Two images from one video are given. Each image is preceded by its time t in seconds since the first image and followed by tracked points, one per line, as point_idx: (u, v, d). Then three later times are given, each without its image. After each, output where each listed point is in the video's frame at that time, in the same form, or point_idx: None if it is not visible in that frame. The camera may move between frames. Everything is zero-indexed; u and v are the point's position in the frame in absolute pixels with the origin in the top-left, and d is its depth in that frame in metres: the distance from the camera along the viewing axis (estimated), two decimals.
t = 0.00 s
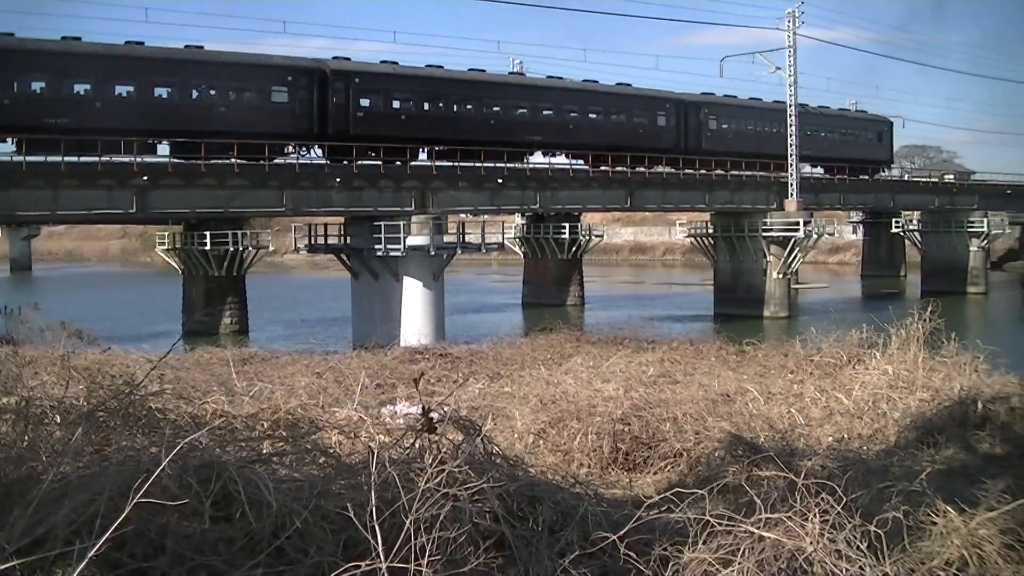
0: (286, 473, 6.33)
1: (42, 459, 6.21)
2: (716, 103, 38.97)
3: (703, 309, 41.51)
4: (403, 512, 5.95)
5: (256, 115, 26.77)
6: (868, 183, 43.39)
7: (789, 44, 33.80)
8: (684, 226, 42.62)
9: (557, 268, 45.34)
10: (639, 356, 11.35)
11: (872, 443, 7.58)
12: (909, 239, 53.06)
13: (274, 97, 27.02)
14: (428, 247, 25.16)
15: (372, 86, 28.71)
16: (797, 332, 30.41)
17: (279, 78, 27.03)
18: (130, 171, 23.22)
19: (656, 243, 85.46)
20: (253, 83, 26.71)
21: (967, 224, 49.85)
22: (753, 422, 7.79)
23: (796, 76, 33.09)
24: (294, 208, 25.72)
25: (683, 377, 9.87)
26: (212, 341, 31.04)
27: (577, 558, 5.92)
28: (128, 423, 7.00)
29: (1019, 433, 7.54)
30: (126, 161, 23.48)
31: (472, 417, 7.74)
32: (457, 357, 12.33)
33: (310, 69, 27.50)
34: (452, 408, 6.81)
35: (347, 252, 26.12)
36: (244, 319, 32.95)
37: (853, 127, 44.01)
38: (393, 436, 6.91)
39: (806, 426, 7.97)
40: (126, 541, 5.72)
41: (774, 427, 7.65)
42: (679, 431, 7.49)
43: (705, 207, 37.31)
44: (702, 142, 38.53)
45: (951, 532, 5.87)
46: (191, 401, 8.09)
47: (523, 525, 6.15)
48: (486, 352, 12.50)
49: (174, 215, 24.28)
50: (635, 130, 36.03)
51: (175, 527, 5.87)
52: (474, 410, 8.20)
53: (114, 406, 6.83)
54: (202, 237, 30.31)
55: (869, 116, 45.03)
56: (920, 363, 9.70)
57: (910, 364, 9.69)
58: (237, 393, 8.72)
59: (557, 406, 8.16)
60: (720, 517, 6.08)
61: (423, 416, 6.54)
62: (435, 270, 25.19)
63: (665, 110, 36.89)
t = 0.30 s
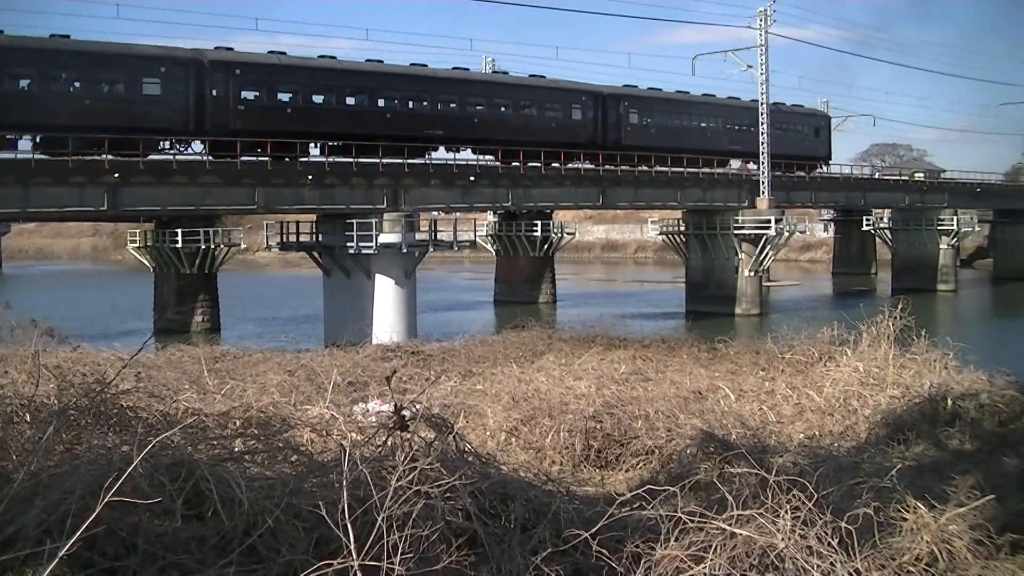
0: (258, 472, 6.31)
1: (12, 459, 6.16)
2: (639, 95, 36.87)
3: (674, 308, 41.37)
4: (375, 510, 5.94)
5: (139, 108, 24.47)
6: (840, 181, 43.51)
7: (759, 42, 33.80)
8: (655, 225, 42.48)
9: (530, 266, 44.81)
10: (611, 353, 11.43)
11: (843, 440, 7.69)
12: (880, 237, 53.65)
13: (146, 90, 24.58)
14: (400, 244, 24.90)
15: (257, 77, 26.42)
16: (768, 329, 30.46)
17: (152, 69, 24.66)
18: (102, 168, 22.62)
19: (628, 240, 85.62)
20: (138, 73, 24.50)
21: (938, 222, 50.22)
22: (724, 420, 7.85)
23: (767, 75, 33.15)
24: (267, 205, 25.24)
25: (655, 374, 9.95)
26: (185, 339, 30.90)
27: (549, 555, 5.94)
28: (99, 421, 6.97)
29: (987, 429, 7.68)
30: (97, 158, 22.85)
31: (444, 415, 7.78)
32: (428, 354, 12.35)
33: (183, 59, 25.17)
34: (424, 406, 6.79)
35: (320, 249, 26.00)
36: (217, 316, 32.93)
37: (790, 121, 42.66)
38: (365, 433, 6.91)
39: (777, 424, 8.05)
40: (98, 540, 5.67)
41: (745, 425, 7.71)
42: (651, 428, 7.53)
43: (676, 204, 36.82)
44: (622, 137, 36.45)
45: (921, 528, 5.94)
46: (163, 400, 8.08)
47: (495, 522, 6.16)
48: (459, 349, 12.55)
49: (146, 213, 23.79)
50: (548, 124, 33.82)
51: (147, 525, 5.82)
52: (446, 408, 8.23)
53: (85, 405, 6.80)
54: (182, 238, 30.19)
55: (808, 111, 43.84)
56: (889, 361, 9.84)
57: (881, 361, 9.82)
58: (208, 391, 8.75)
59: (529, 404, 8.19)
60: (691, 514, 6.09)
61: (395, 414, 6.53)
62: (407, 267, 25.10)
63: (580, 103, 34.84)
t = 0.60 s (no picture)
0: (227, 472, 6.31)
1: None
2: (550, 88, 34.62)
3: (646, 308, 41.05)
4: (344, 509, 5.94)
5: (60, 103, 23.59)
6: (808, 181, 43.71)
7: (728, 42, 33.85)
8: (626, 222, 42.51)
9: (498, 264, 44.65)
10: (578, 353, 11.53)
11: (811, 438, 7.78)
12: (848, 236, 54.00)
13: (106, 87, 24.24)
14: (368, 242, 25.30)
15: (199, 74, 25.91)
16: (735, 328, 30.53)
17: (6, 60, 22.71)
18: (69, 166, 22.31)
19: (597, 240, 85.77)
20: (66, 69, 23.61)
21: (904, 220, 50.02)
22: (692, 418, 7.88)
23: (735, 75, 33.23)
24: (235, 204, 24.91)
25: (623, 373, 10.03)
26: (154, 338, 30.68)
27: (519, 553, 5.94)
28: (66, 421, 6.94)
29: (952, 428, 7.95)
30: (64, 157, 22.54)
31: (413, 414, 7.80)
32: (396, 353, 12.37)
33: (121, 55, 24.42)
34: (393, 405, 6.79)
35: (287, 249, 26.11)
36: (186, 315, 32.80)
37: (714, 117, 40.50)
38: (333, 432, 6.92)
39: (746, 422, 8.10)
40: (65, 541, 5.64)
41: (713, 423, 7.76)
42: (619, 426, 7.57)
43: (644, 204, 36.74)
44: (533, 132, 34.16)
45: (887, 525, 5.99)
46: (132, 400, 8.07)
47: (464, 521, 6.16)
48: (427, 349, 12.59)
49: (115, 212, 23.43)
50: (450, 119, 31.52)
51: (115, 526, 5.80)
52: (415, 407, 8.26)
53: (53, 405, 6.78)
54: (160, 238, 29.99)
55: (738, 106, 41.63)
56: (856, 359, 9.95)
57: (848, 359, 9.95)
58: (177, 391, 8.77)
59: (498, 402, 8.21)
60: (660, 512, 6.12)
61: (364, 413, 6.52)
62: (374, 266, 25.54)
63: (487, 96, 32.59)
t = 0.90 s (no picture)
0: (198, 473, 6.29)
1: None
2: (459, 82, 31.76)
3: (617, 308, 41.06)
4: (315, 510, 5.93)
5: (51, 106, 23.03)
6: (778, 180, 43.93)
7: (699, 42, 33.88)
8: (597, 223, 42.22)
9: (470, 265, 44.58)
10: (548, 354, 11.59)
11: (781, 437, 7.84)
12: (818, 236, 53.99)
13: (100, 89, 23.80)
14: (341, 243, 24.26)
15: (182, 74, 25.26)
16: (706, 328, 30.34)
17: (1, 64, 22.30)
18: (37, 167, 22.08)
19: (569, 240, 85.86)
20: (52, 70, 23.02)
21: (875, 220, 50.23)
22: (663, 418, 7.92)
23: (706, 76, 33.28)
24: (207, 205, 24.95)
25: (594, 373, 10.10)
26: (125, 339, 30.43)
27: (490, 554, 5.94)
28: (37, 423, 6.91)
29: (920, 427, 8.08)
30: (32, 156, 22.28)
31: (384, 415, 7.82)
32: (367, 354, 12.36)
33: (110, 56, 23.94)
34: (364, 405, 6.79)
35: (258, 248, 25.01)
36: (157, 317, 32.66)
37: (641, 114, 38.00)
38: (305, 432, 6.92)
39: (717, 422, 8.14)
40: (36, 543, 5.60)
41: (685, 423, 7.81)
42: (590, 427, 7.59)
43: (616, 204, 36.49)
44: (439, 129, 31.28)
45: (858, 524, 6.02)
46: (104, 402, 8.05)
47: (436, 522, 6.17)
48: (399, 349, 12.63)
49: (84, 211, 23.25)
50: (349, 115, 28.53)
51: (86, 528, 5.77)
52: (386, 407, 8.27)
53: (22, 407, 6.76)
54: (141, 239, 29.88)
55: (665, 102, 39.20)
56: (827, 359, 10.02)
57: (820, 359, 10.05)
58: (148, 392, 8.79)
59: (470, 403, 8.21)
60: (632, 512, 6.13)
61: (335, 414, 6.52)
62: (347, 266, 24.57)
63: (389, 91, 29.62)
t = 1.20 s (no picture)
0: (168, 472, 6.27)
1: None
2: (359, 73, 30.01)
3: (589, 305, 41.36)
4: (287, 510, 5.93)
5: (39, 105, 23.25)
6: (749, 180, 43.98)
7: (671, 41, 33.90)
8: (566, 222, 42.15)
9: (441, 263, 44.67)
10: (520, 352, 11.65)
11: (753, 436, 7.90)
12: (789, 235, 54.00)
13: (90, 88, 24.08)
14: (312, 242, 25.05)
15: (170, 73, 25.51)
16: (677, 326, 30.60)
17: None
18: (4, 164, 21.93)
19: (540, 239, 85.88)
20: (39, 69, 23.24)
21: (844, 220, 50.27)
22: (635, 416, 7.94)
23: (677, 74, 33.34)
24: (177, 202, 24.73)
25: (565, 372, 10.14)
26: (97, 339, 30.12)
27: (462, 552, 5.96)
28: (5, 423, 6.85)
29: (889, 425, 8.15)
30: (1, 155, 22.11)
31: (356, 413, 7.84)
32: (339, 353, 12.22)
33: (99, 56, 24.21)
34: (335, 404, 6.80)
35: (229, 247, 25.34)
36: (125, 316, 32.49)
37: (561, 107, 36.55)
38: (276, 431, 6.94)
39: (689, 420, 8.18)
40: (5, 543, 5.53)
41: (656, 421, 7.86)
42: (562, 425, 7.61)
43: (588, 202, 36.69)
44: (338, 124, 29.51)
45: (828, 522, 6.05)
46: (73, 401, 8.00)
47: (407, 520, 6.18)
48: (369, 347, 12.62)
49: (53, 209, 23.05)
50: (235, 109, 26.75)
51: (56, 527, 5.72)
52: (357, 406, 8.26)
53: None
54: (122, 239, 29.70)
55: (588, 95, 37.73)
56: (798, 358, 10.09)
57: (791, 357, 10.16)
58: (118, 391, 8.76)
59: (441, 401, 8.23)
60: (603, 510, 6.15)
61: (305, 413, 6.53)
62: (317, 265, 25.30)
63: (283, 83, 27.68)
